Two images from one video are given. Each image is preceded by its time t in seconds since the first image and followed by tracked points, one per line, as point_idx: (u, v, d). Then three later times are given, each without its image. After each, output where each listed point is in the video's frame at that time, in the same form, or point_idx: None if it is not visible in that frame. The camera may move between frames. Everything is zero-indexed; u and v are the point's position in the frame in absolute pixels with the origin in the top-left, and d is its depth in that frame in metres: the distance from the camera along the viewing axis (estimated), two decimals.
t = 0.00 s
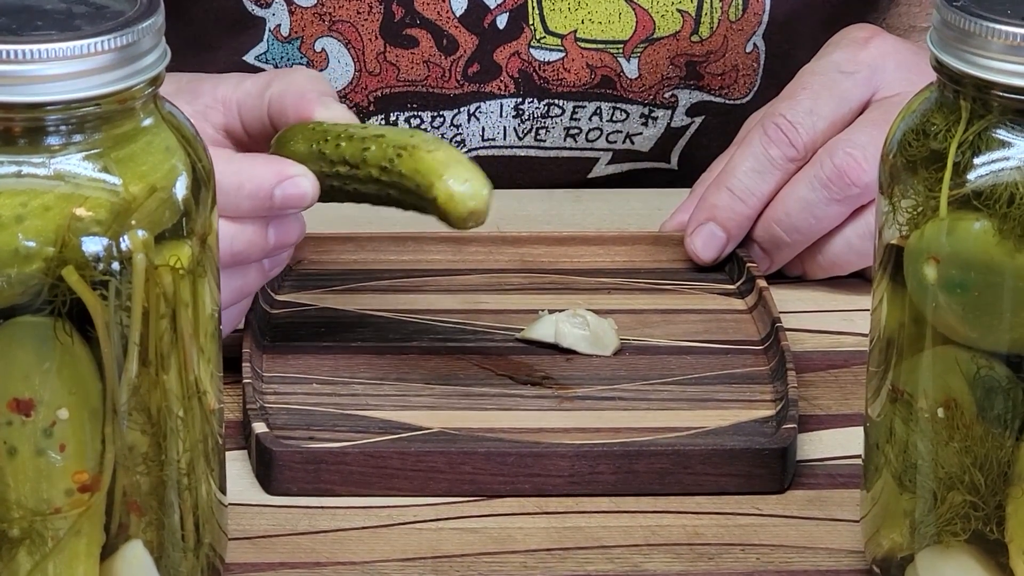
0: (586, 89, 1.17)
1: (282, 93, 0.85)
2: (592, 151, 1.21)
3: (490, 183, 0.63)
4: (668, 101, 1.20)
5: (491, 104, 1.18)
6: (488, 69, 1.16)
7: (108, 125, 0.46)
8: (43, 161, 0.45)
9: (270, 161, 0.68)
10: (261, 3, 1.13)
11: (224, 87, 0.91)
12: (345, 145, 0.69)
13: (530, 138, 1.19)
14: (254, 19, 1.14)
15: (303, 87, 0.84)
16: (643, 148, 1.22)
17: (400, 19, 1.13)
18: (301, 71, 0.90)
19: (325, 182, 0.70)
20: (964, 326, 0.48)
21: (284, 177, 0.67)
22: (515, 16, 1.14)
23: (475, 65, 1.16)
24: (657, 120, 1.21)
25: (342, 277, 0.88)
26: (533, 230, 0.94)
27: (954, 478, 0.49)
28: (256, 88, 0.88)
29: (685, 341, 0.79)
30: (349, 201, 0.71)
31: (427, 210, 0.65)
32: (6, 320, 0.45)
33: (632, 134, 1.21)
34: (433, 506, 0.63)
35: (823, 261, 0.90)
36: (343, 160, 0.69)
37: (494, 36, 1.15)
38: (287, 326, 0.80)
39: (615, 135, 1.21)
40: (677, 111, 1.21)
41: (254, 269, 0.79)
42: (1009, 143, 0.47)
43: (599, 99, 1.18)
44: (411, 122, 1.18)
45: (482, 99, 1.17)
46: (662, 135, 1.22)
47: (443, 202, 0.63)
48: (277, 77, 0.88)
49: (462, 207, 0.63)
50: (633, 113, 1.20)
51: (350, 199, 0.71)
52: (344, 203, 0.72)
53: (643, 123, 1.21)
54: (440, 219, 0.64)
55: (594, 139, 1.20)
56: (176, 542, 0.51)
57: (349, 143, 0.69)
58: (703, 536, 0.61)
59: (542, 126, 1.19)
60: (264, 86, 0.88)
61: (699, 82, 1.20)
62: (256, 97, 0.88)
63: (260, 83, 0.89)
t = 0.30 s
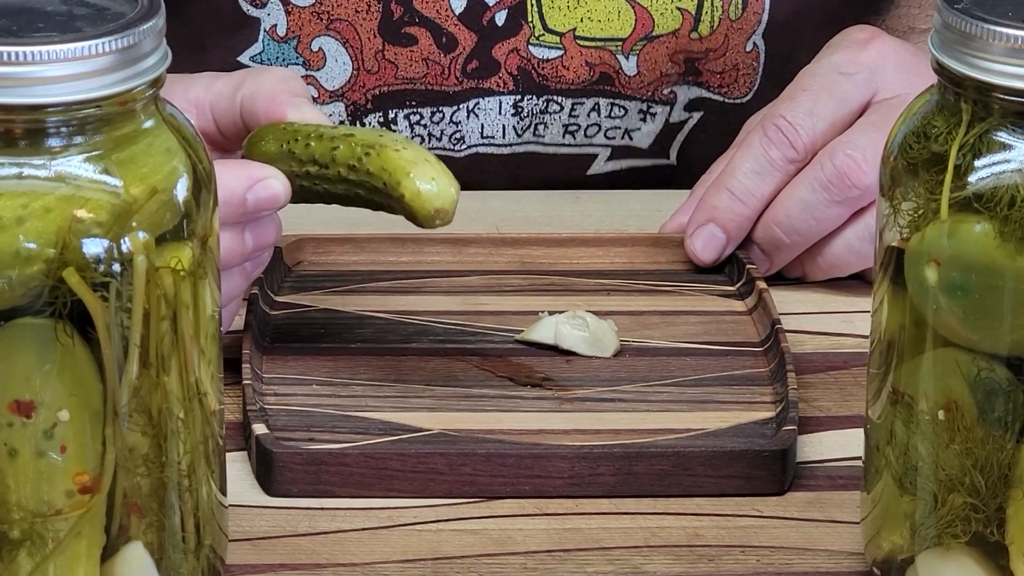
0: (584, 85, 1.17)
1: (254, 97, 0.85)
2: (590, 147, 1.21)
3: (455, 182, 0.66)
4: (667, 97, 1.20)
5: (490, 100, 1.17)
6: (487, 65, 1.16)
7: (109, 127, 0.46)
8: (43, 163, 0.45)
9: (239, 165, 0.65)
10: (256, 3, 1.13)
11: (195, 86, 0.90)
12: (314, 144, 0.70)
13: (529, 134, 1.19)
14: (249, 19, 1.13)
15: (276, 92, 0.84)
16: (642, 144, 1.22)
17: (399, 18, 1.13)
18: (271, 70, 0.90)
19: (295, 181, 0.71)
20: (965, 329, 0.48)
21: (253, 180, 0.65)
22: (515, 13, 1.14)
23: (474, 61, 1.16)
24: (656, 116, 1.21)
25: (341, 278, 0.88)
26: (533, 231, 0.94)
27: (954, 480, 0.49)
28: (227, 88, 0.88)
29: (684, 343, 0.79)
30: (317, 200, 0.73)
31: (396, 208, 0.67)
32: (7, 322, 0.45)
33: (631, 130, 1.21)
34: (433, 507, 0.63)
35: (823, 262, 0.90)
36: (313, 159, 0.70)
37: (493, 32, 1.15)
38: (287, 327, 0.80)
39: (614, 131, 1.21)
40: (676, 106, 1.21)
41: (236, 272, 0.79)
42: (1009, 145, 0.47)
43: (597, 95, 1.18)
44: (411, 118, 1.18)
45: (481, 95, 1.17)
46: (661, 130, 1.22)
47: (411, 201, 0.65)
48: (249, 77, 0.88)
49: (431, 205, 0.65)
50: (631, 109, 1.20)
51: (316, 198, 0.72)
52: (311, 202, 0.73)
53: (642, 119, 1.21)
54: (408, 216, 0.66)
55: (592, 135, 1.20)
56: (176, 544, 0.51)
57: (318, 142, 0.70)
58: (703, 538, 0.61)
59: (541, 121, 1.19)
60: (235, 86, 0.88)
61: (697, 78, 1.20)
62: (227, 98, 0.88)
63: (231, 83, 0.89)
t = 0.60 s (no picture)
0: (582, 94, 1.18)
1: (250, 111, 0.85)
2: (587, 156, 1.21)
3: (451, 195, 0.67)
4: (665, 106, 1.20)
5: (487, 110, 1.18)
6: (484, 74, 1.16)
7: (110, 131, 0.46)
8: (44, 167, 0.45)
9: (231, 172, 0.65)
10: (250, 14, 1.13)
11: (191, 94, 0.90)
12: (312, 150, 0.70)
13: (527, 144, 1.19)
14: (242, 29, 1.13)
15: (273, 107, 0.84)
16: (641, 152, 1.22)
17: (394, 27, 1.13)
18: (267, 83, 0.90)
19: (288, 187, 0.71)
20: (966, 333, 0.48)
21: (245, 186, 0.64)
22: (510, 21, 1.14)
23: (470, 70, 1.16)
24: (654, 124, 1.21)
25: (341, 281, 0.88)
26: (532, 235, 0.94)
27: (955, 485, 0.49)
28: (223, 99, 0.88)
29: (684, 346, 0.79)
30: (304, 210, 0.73)
31: (391, 219, 0.68)
32: (7, 326, 0.45)
33: (629, 139, 1.21)
34: (434, 512, 0.63)
35: (822, 268, 0.90)
36: (309, 166, 0.70)
37: (488, 40, 1.15)
38: (286, 331, 0.80)
39: (612, 140, 1.21)
40: (674, 114, 1.21)
41: (231, 277, 0.79)
42: (1010, 150, 0.47)
43: (594, 104, 1.18)
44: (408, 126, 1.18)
45: (478, 105, 1.18)
46: (660, 138, 1.22)
47: (410, 210, 0.66)
48: (246, 88, 0.88)
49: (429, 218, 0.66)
50: (629, 118, 1.20)
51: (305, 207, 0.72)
52: (299, 211, 0.73)
53: (641, 127, 1.21)
54: (404, 227, 0.67)
55: (590, 143, 1.20)
56: (177, 548, 0.51)
57: (316, 149, 0.70)
58: (703, 542, 0.61)
59: (538, 131, 1.19)
60: (232, 97, 0.88)
61: (696, 86, 1.20)
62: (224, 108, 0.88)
63: (228, 93, 0.88)
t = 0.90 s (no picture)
0: (585, 102, 1.18)
1: (251, 129, 0.85)
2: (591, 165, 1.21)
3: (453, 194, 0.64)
4: (669, 115, 1.20)
5: (491, 118, 1.18)
6: (488, 83, 1.16)
7: (113, 133, 0.45)
8: (47, 170, 0.44)
9: (227, 154, 0.65)
10: (259, 20, 1.13)
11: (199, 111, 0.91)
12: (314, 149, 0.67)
13: (530, 153, 1.20)
14: (249, 34, 1.13)
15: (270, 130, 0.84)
16: (644, 161, 1.23)
17: (398, 34, 1.13)
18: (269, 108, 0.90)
19: (282, 183, 0.67)
20: (969, 336, 0.48)
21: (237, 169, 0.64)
22: (515, 29, 1.14)
23: (475, 78, 1.16)
24: (658, 133, 1.21)
25: (342, 283, 0.88)
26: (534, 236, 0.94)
27: (958, 488, 0.49)
28: (223, 119, 0.88)
29: (686, 348, 0.79)
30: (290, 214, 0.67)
31: (386, 208, 0.64)
32: (10, 328, 0.45)
33: (632, 147, 1.22)
34: (435, 514, 0.63)
35: (824, 270, 0.90)
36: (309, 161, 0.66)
37: (493, 48, 1.15)
38: (287, 332, 0.80)
39: (616, 149, 1.21)
40: (679, 123, 1.21)
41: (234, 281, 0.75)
42: (1014, 152, 0.47)
43: (599, 112, 1.19)
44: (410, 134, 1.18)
45: (481, 114, 1.17)
46: (663, 147, 1.22)
47: (413, 197, 0.63)
48: (247, 111, 0.88)
49: (429, 199, 0.63)
50: (633, 127, 1.20)
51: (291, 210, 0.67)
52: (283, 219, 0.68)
53: (644, 136, 1.21)
54: (402, 212, 0.63)
55: (593, 152, 1.21)
56: (179, 551, 0.51)
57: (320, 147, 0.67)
58: (706, 544, 0.61)
59: (542, 140, 1.19)
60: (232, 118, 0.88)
61: (701, 94, 1.20)
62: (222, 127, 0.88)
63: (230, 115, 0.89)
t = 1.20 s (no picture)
0: (583, 110, 1.17)
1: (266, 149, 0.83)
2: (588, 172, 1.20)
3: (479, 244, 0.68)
4: (667, 121, 1.21)
5: (488, 126, 1.17)
6: (485, 90, 1.16)
7: (108, 134, 0.45)
8: (42, 170, 0.44)
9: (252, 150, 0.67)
10: (252, 25, 1.12)
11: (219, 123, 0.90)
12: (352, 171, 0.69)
13: (527, 160, 1.19)
14: (243, 39, 1.13)
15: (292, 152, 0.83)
16: (643, 167, 1.22)
17: (394, 42, 1.13)
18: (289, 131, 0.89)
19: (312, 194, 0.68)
20: (967, 336, 0.48)
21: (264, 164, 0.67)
22: (513, 36, 1.14)
23: (471, 86, 1.16)
24: (656, 140, 1.21)
25: (339, 283, 0.88)
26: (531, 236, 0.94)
27: (956, 489, 0.49)
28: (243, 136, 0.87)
29: (683, 349, 0.79)
30: (307, 216, 0.68)
31: (417, 236, 0.66)
32: (5, 330, 0.45)
33: (631, 155, 1.21)
34: (432, 515, 0.63)
35: (822, 271, 0.90)
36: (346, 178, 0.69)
37: (491, 56, 1.14)
38: (282, 333, 0.80)
39: (614, 156, 1.21)
40: (676, 129, 1.21)
41: (241, 286, 0.74)
42: (1012, 153, 0.47)
43: (597, 121, 1.18)
44: (406, 140, 1.18)
45: (478, 120, 1.17)
46: (661, 153, 1.22)
47: (445, 232, 0.66)
48: (269, 132, 0.87)
49: (463, 236, 0.66)
50: (631, 135, 1.20)
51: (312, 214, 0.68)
52: (297, 220, 0.68)
53: (643, 144, 1.21)
54: (434, 241, 0.66)
55: (591, 160, 1.20)
56: (175, 553, 0.51)
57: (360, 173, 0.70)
58: (703, 546, 0.61)
59: (540, 148, 1.18)
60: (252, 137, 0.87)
61: (699, 100, 1.20)
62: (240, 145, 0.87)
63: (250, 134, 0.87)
